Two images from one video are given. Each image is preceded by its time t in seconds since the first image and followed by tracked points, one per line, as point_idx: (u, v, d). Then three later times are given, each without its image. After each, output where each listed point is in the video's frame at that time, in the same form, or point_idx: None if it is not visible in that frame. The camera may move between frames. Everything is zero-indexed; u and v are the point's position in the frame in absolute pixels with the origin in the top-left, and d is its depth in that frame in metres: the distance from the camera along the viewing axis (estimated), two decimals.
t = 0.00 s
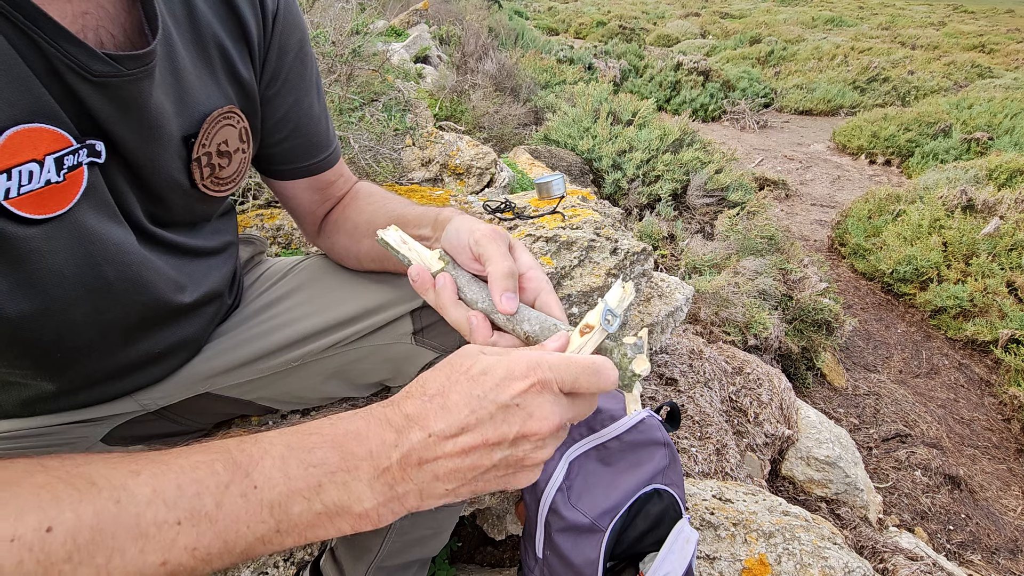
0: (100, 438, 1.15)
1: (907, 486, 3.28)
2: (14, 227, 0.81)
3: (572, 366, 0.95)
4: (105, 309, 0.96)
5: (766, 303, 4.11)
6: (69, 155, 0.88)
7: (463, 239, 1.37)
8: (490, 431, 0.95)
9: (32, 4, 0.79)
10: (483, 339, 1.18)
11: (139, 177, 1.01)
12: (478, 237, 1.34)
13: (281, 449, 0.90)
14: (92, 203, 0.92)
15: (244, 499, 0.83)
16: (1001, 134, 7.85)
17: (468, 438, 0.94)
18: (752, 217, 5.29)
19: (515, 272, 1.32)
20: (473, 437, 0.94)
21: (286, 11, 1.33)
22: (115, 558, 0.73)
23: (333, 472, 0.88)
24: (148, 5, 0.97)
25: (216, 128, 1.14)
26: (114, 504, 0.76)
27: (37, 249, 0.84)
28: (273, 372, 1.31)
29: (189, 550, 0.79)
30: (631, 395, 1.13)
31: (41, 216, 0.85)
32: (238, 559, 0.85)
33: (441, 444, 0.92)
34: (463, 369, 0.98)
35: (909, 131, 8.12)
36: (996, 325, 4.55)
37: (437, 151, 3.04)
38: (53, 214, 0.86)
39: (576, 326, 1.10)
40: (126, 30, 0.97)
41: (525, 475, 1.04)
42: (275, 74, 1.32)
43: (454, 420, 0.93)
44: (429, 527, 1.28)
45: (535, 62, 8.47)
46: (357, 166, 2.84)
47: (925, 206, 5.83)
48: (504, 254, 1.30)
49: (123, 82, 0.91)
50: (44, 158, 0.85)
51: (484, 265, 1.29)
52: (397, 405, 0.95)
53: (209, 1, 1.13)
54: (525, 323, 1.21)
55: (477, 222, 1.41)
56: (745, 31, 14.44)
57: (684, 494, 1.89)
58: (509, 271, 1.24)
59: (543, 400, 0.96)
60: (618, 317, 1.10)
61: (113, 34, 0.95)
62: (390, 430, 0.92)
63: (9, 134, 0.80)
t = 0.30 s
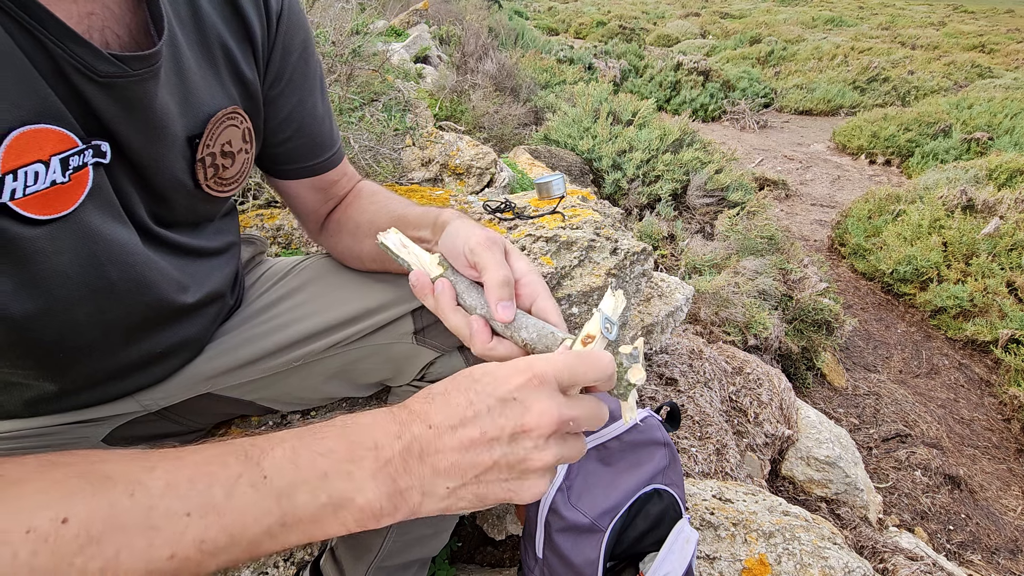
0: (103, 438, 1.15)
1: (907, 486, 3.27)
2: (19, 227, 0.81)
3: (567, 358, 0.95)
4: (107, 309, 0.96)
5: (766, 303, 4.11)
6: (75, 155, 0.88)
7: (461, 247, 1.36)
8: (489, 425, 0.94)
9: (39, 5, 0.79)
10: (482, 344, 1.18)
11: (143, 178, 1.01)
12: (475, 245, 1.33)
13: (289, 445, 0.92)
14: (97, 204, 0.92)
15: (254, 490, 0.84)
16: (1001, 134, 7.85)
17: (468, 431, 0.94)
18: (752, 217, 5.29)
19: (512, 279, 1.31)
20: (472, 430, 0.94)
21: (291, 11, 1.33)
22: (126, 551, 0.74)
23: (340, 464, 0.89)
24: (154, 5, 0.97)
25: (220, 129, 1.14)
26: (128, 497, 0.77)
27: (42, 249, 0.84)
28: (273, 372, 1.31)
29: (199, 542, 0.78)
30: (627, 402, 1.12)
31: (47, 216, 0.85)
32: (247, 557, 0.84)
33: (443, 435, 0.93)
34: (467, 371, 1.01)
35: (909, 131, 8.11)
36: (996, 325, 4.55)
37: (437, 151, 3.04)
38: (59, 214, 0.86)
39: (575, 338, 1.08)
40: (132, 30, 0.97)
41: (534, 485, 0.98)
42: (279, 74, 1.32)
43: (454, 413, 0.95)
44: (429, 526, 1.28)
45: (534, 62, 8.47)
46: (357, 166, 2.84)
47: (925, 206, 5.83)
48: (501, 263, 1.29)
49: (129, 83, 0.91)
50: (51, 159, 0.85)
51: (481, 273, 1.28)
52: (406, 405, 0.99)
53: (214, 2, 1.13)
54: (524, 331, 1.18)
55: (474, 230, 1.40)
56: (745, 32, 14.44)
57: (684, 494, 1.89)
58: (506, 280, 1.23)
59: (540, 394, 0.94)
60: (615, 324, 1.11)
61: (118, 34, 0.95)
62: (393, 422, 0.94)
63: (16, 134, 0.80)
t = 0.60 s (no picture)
0: (104, 438, 1.15)
1: (907, 486, 3.27)
2: (23, 226, 0.81)
3: (563, 358, 0.97)
4: (109, 309, 0.96)
5: (766, 303, 4.11)
6: (79, 155, 0.88)
7: (459, 257, 1.36)
8: (482, 417, 0.94)
9: (45, 5, 0.79)
10: (485, 357, 1.19)
11: (145, 178, 1.01)
12: (474, 256, 1.34)
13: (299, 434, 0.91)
14: (100, 203, 0.92)
15: (264, 477, 0.84)
16: (1001, 134, 7.85)
17: (464, 422, 0.94)
18: (752, 217, 5.29)
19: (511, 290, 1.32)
20: (467, 421, 0.94)
21: (293, 11, 1.33)
22: (140, 538, 0.74)
23: (345, 451, 0.90)
24: (157, 6, 0.97)
25: (221, 130, 1.14)
26: (142, 486, 0.77)
27: (45, 249, 0.84)
28: (273, 373, 1.31)
29: (211, 529, 0.79)
30: (629, 410, 1.13)
31: (50, 215, 0.85)
32: (256, 544, 0.84)
33: (439, 425, 0.94)
34: (467, 367, 1.02)
35: (909, 131, 8.11)
36: (996, 325, 4.55)
37: (437, 151, 3.05)
38: (63, 214, 0.86)
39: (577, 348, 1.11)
40: (135, 31, 0.97)
41: (527, 481, 0.96)
42: (280, 75, 1.32)
43: (450, 404, 0.95)
44: (429, 526, 1.27)
45: (534, 62, 8.47)
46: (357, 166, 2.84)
47: (925, 206, 5.83)
48: (499, 276, 1.29)
49: (133, 84, 0.92)
50: (55, 158, 0.85)
51: (479, 286, 1.29)
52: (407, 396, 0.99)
53: (216, 2, 1.13)
54: (525, 342, 1.19)
55: (472, 240, 1.40)
56: (745, 32, 14.43)
57: (684, 494, 1.89)
58: (505, 293, 1.24)
59: (535, 388, 0.95)
60: (617, 335, 1.13)
61: (122, 35, 0.94)
62: (395, 412, 0.96)
63: (20, 134, 0.80)
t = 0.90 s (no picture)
0: (104, 438, 1.15)
1: (907, 486, 3.27)
2: (23, 225, 0.81)
3: (567, 364, 0.97)
4: (109, 308, 0.96)
5: (766, 303, 4.11)
6: (80, 154, 0.88)
7: (463, 257, 1.35)
8: (487, 423, 0.94)
9: (45, 4, 0.79)
10: (485, 357, 1.20)
11: (145, 178, 1.01)
12: (478, 256, 1.34)
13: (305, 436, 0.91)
14: (101, 203, 0.92)
15: (270, 481, 0.84)
16: (1001, 134, 7.85)
17: (469, 428, 0.94)
18: (752, 217, 5.29)
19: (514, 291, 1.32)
20: (472, 428, 0.94)
21: (293, 11, 1.33)
22: (147, 539, 0.74)
23: (351, 455, 0.90)
24: (157, 5, 0.97)
25: (220, 129, 1.14)
26: (148, 487, 0.77)
27: (46, 248, 0.84)
28: (273, 372, 1.31)
29: (217, 531, 0.79)
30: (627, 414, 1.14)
31: (51, 215, 0.85)
32: (262, 545, 0.85)
33: (444, 431, 0.94)
34: (471, 371, 1.02)
35: (909, 131, 8.11)
36: (996, 325, 4.55)
37: (437, 151, 3.05)
38: (63, 213, 0.86)
39: (578, 353, 1.11)
40: (135, 30, 0.97)
41: (531, 483, 0.97)
42: (280, 75, 1.32)
43: (455, 410, 0.95)
44: (429, 526, 1.27)
45: (534, 62, 8.47)
46: (357, 166, 2.85)
47: (925, 206, 5.82)
48: (502, 276, 1.29)
49: (133, 84, 0.92)
50: (55, 158, 0.85)
51: (484, 285, 1.29)
52: (410, 400, 0.99)
53: (216, 2, 1.13)
54: (525, 342, 1.19)
55: (477, 240, 1.40)
56: (745, 32, 14.44)
57: (685, 494, 1.89)
58: (508, 292, 1.24)
59: (538, 396, 0.95)
60: (619, 341, 1.14)
61: (122, 34, 0.94)
62: (398, 418, 0.95)
63: (21, 134, 0.80)
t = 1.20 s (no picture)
0: (104, 438, 1.15)
1: (907, 486, 3.27)
2: (22, 225, 0.81)
3: (558, 360, 0.98)
4: (107, 308, 0.96)
5: (766, 303, 4.11)
6: (81, 154, 0.88)
7: (456, 259, 1.36)
8: (482, 422, 0.95)
9: (46, 3, 0.79)
10: (483, 358, 1.20)
11: (145, 177, 1.01)
12: (470, 258, 1.34)
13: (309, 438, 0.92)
14: (101, 203, 0.92)
15: (272, 481, 0.85)
16: (1001, 134, 7.85)
17: (464, 428, 0.94)
18: (752, 217, 5.29)
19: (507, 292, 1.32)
20: (467, 427, 0.94)
21: (293, 10, 1.33)
22: (151, 538, 0.74)
23: (353, 455, 0.90)
24: (157, 5, 0.97)
25: (221, 128, 1.14)
26: (154, 487, 0.77)
27: (46, 247, 0.84)
28: (273, 372, 1.31)
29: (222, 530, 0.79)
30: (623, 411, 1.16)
31: (51, 215, 0.85)
32: (263, 546, 0.84)
33: (440, 432, 0.94)
34: (466, 374, 1.03)
35: (909, 131, 8.11)
36: (996, 325, 4.55)
37: (437, 151, 3.05)
38: (63, 213, 0.86)
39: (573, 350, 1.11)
40: (135, 30, 0.97)
41: (530, 481, 0.96)
42: (280, 74, 1.32)
43: (451, 411, 0.96)
44: (429, 527, 1.27)
45: (534, 62, 8.47)
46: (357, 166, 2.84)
47: (925, 206, 5.82)
48: (495, 278, 1.30)
49: (134, 83, 0.92)
50: (56, 158, 0.85)
51: (476, 286, 1.29)
52: (409, 403, 1.00)
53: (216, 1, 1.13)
54: (520, 343, 1.19)
55: (468, 243, 1.41)
56: (745, 32, 14.43)
57: (684, 494, 1.89)
58: (501, 294, 1.25)
59: (531, 393, 0.95)
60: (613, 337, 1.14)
61: (122, 34, 0.94)
62: (397, 420, 0.96)
63: (22, 134, 0.80)
